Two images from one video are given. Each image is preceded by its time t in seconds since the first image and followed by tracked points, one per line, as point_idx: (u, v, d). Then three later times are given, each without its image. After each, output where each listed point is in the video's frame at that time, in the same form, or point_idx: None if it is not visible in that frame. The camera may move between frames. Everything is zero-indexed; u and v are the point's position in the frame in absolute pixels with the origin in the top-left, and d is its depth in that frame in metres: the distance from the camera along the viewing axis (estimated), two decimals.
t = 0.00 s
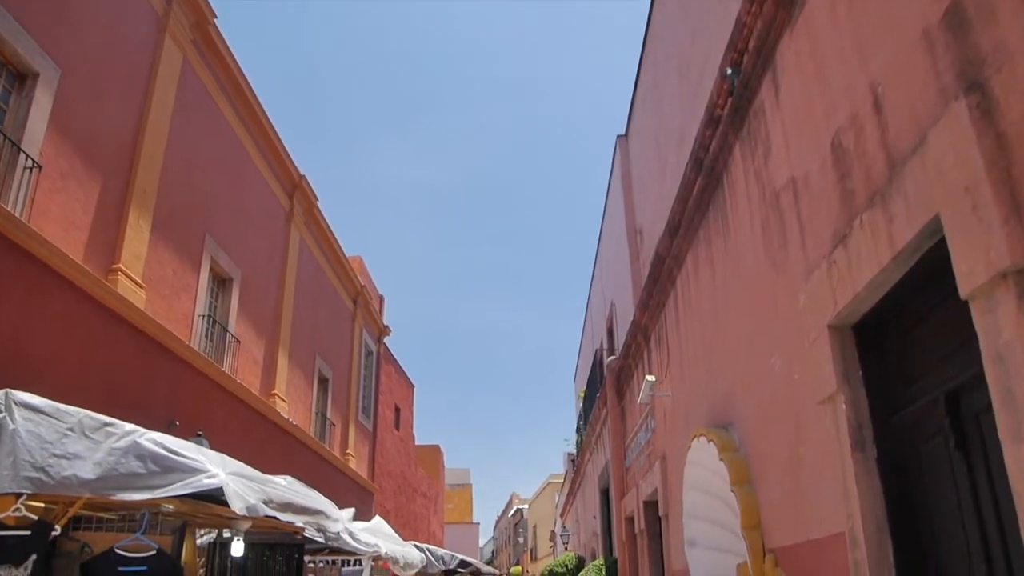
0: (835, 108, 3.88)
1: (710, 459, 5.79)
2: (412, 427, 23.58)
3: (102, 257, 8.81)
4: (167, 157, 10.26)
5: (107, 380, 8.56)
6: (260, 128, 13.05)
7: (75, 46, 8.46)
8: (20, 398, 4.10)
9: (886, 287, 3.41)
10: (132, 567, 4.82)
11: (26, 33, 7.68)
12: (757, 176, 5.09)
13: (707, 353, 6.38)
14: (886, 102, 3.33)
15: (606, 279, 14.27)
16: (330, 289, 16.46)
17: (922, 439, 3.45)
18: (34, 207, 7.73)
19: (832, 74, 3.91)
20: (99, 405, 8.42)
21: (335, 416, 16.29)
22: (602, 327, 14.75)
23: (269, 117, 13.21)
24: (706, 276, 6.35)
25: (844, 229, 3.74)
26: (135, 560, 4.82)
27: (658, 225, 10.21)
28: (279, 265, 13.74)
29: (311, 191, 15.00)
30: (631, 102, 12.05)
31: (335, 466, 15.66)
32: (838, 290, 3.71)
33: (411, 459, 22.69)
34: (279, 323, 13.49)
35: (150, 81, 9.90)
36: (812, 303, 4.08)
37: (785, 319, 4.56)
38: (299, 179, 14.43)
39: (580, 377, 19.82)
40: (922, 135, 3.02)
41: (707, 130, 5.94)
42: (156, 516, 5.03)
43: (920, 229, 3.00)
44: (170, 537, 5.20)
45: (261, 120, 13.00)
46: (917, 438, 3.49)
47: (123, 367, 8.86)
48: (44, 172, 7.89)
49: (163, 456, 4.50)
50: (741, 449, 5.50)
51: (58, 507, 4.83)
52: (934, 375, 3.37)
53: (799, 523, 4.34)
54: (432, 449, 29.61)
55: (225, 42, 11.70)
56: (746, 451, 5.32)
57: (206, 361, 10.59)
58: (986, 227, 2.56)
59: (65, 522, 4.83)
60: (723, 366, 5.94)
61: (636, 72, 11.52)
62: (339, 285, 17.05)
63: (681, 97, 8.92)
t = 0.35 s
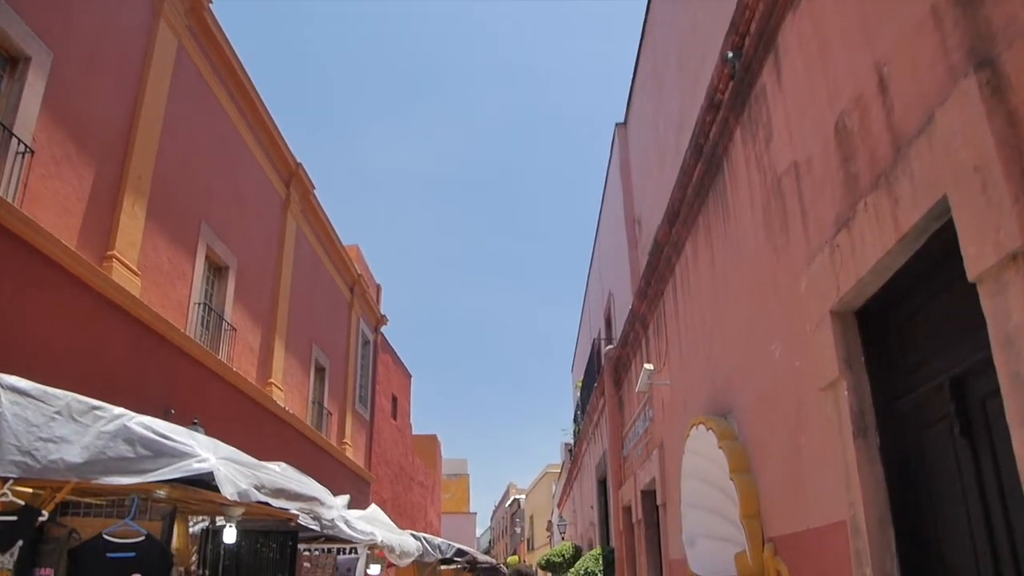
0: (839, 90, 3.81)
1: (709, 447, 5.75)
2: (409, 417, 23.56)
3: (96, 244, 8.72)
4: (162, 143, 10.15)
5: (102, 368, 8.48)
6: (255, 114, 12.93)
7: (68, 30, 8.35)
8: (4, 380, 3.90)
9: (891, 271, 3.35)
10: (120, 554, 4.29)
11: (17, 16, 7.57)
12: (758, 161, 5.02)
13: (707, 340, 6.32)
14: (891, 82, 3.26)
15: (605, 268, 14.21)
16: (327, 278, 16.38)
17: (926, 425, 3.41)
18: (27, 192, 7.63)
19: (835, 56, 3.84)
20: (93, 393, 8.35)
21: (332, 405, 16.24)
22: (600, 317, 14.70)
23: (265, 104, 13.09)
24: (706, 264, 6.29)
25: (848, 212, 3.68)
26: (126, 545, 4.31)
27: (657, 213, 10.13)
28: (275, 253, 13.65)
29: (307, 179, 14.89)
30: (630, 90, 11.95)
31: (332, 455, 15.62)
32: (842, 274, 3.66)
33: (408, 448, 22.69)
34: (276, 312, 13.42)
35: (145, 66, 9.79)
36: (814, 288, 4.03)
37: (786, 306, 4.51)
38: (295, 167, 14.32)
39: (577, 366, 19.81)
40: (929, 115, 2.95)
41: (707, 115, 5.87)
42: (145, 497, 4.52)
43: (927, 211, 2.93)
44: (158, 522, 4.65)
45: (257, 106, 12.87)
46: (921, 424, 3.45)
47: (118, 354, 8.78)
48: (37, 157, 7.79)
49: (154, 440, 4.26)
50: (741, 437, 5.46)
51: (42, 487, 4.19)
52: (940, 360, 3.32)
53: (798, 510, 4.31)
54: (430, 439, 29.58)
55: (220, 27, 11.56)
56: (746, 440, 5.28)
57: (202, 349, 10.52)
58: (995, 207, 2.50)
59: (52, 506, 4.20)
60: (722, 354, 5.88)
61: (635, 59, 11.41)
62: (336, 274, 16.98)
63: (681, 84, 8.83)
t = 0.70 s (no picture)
0: (841, 58, 3.72)
1: (708, 423, 5.71)
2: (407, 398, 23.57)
3: (88, 225, 8.59)
4: (153, 123, 10.00)
5: (95, 350, 8.39)
6: (247, 94, 12.75)
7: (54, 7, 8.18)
8: None
9: (894, 240, 3.29)
10: (110, 533, 4.12)
11: None
12: (758, 133, 4.94)
13: (706, 317, 6.26)
14: (896, 46, 3.18)
15: (601, 247, 14.13)
16: (323, 259, 16.29)
17: (930, 397, 3.38)
18: (15, 173, 7.50)
19: (838, 22, 3.74)
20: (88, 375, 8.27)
21: (329, 386, 16.20)
22: (597, 296, 14.65)
23: (257, 83, 12.90)
24: (704, 239, 6.23)
25: (850, 182, 3.62)
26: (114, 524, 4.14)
27: (654, 191, 10.04)
28: (270, 234, 13.55)
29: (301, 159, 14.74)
30: (626, 67, 11.81)
31: (329, 436, 15.61)
32: (844, 245, 3.60)
33: (405, 429, 22.71)
34: (271, 293, 13.33)
35: (134, 44, 9.61)
36: (815, 260, 3.97)
37: (787, 279, 4.45)
38: (289, 147, 14.17)
39: (575, 346, 19.79)
40: (935, 80, 2.87)
41: (706, 88, 5.77)
42: (135, 479, 4.37)
43: (933, 177, 2.86)
44: (149, 501, 4.44)
45: (249, 85, 12.69)
46: (926, 396, 3.41)
47: (111, 336, 8.69)
48: (25, 137, 7.64)
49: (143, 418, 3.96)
50: (740, 413, 5.42)
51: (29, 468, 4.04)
52: (944, 330, 3.27)
53: (799, 486, 4.28)
54: (428, 421, 29.63)
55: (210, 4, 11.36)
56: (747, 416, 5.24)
57: (197, 331, 10.45)
58: (1006, 171, 2.42)
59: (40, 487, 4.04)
60: (721, 329, 5.83)
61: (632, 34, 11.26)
62: (332, 255, 16.88)
63: (678, 59, 8.70)
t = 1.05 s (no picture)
0: (845, 30, 3.64)
1: (706, 403, 5.68)
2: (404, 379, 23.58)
3: (81, 202, 8.50)
4: (147, 100, 9.87)
5: (90, 328, 8.33)
6: (243, 72, 12.60)
7: None
8: None
9: (899, 215, 3.24)
10: (99, 510, 3.72)
11: None
12: (759, 108, 4.87)
13: (704, 296, 6.21)
14: (903, 15, 3.10)
15: (600, 228, 14.06)
16: (320, 240, 16.21)
17: (933, 375, 3.35)
18: (6, 149, 7.40)
19: None
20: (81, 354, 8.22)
21: (326, 367, 16.18)
22: (595, 277, 14.60)
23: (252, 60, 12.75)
24: (704, 217, 6.16)
25: (854, 156, 3.55)
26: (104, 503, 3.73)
27: (653, 170, 9.97)
28: (266, 214, 13.46)
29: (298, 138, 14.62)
30: (626, 46, 11.69)
31: (326, 417, 15.61)
32: (848, 221, 3.54)
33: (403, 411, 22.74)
34: (267, 273, 13.27)
35: (126, 19, 9.46)
36: (818, 236, 3.92)
37: (788, 256, 4.40)
38: (285, 126, 14.04)
39: (572, 328, 19.79)
40: (944, 49, 2.79)
41: (707, 64, 5.68)
42: (125, 455, 3.94)
43: (940, 149, 2.80)
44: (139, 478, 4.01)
45: (244, 63, 12.54)
46: (928, 375, 3.38)
47: (105, 315, 8.62)
48: (16, 113, 7.52)
49: (134, 392, 3.68)
50: (739, 393, 5.38)
51: (17, 443, 3.64)
52: (949, 308, 3.23)
53: (798, 465, 4.26)
54: (426, 403, 29.70)
55: None
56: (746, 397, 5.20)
57: (192, 311, 10.40)
58: (1016, 141, 2.36)
59: (28, 463, 3.66)
60: (721, 307, 5.78)
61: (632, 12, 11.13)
62: (329, 235, 16.80)
63: (678, 37, 8.59)
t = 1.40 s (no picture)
0: (857, 4, 3.55)
1: (707, 385, 5.64)
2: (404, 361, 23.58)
3: (79, 177, 8.41)
4: (146, 74, 9.75)
5: (88, 304, 8.27)
6: (243, 48, 12.45)
7: None
8: None
9: (909, 193, 3.18)
10: (88, 483, 3.37)
11: None
12: (767, 86, 4.78)
13: (707, 278, 6.15)
14: None
15: (602, 211, 13.97)
16: (321, 220, 16.13)
17: (939, 357, 3.32)
18: (3, 122, 7.30)
19: None
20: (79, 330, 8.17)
21: (326, 347, 16.15)
22: (597, 261, 14.52)
23: (253, 36, 12.60)
24: (708, 198, 6.09)
25: (863, 135, 3.48)
26: (93, 474, 3.39)
27: (657, 153, 9.87)
28: (267, 192, 13.38)
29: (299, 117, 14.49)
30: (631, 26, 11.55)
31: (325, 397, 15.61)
32: (856, 200, 3.49)
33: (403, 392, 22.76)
34: (268, 252, 13.21)
35: None
36: (825, 216, 3.86)
37: (794, 237, 4.35)
38: (287, 104, 13.92)
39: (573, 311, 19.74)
40: (960, 21, 2.71)
41: (714, 41, 5.58)
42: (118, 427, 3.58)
43: (952, 125, 2.73)
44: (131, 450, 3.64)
45: (245, 39, 12.39)
46: (934, 357, 3.35)
47: (103, 291, 8.56)
48: (12, 86, 7.42)
49: (126, 362, 3.34)
50: (740, 374, 5.34)
51: (4, 414, 3.29)
52: (957, 289, 3.19)
53: (799, 448, 4.23)
54: (426, 385, 29.74)
55: None
56: (748, 379, 5.17)
57: (192, 289, 10.36)
58: None
59: (17, 435, 3.31)
60: (723, 289, 5.73)
61: None
62: (330, 215, 16.73)
63: (684, 16, 8.46)
